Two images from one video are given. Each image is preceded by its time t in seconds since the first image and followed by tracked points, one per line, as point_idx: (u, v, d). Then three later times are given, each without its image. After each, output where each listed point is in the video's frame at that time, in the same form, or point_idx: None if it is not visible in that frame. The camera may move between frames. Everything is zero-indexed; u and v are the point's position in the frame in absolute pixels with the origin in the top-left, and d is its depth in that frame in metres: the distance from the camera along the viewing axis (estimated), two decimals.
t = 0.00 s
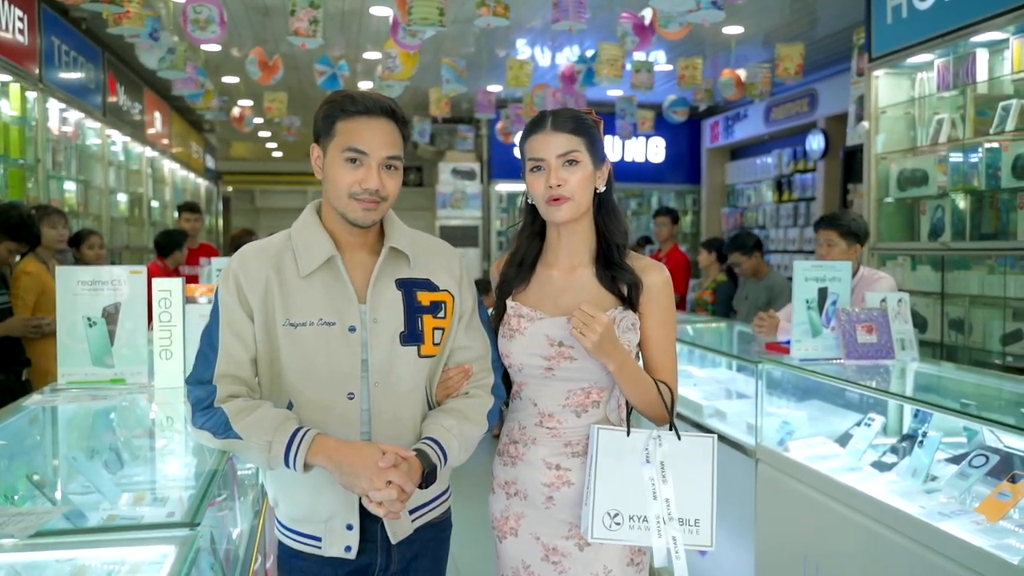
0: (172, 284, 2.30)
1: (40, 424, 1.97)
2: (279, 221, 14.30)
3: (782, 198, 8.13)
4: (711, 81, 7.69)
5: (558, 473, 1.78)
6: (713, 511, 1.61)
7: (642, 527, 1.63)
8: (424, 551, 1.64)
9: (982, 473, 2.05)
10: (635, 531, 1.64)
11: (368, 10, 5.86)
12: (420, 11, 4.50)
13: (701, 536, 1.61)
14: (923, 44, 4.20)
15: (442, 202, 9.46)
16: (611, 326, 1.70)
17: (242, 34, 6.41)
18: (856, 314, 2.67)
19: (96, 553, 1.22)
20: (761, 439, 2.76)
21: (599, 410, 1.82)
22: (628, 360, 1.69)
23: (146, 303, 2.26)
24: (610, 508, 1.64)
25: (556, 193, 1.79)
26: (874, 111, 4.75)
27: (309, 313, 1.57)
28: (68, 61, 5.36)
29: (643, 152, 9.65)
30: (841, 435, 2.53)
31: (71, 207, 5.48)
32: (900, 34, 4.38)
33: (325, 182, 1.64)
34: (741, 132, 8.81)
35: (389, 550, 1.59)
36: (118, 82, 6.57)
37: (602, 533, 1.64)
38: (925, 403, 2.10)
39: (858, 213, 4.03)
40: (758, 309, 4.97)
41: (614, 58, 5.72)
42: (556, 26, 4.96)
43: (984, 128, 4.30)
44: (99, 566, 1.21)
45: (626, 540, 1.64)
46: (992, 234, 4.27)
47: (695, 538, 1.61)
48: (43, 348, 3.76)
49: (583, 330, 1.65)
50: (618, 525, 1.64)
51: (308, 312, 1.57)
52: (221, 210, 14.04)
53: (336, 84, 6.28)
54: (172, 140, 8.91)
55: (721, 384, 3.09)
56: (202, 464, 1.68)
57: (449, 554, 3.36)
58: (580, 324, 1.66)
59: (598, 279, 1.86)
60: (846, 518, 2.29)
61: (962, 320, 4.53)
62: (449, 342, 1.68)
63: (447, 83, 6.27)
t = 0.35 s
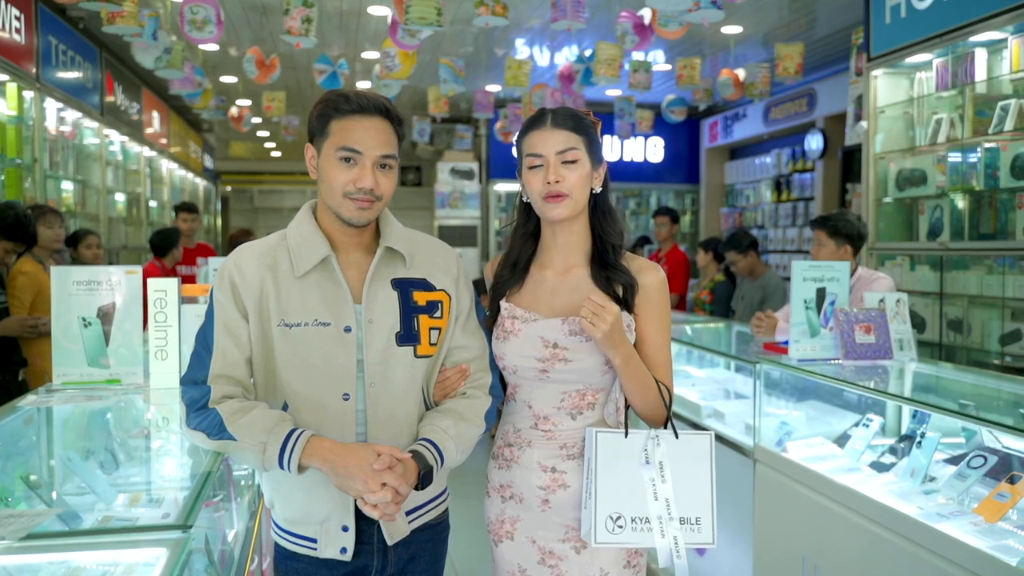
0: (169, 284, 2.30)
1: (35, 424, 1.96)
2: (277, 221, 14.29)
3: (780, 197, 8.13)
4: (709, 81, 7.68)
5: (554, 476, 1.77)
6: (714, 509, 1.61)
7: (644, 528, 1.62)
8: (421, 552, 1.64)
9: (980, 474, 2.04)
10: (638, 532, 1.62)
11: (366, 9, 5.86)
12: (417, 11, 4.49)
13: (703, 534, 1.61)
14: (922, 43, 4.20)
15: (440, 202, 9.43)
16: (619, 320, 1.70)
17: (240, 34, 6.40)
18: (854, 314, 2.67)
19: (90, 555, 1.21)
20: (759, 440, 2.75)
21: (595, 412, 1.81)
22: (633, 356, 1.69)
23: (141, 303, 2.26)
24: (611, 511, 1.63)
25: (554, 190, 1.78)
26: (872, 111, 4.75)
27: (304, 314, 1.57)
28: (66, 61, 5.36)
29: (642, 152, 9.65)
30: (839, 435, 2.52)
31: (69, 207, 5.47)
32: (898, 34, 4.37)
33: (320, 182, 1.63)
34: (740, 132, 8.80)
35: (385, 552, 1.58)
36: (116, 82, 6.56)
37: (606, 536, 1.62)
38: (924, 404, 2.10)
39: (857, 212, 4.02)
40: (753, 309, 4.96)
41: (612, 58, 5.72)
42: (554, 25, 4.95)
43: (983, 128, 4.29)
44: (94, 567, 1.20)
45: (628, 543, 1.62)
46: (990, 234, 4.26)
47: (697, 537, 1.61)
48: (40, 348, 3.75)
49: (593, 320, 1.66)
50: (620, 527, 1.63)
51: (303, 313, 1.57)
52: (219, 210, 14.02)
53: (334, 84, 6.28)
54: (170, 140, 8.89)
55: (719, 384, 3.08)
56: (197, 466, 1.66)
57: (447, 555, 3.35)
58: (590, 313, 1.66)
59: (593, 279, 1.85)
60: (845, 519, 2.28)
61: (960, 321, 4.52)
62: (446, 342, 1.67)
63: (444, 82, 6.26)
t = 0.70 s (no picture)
0: (166, 284, 2.27)
1: (32, 424, 1.95)
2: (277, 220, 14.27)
3: (780, 197, 8.13)
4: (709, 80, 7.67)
5: (549, 477, 1.76)
6: (707, 511, 1.61)
7: (636, 528, 1.62)
8: (420, 554, 1.62)
9: (981, 474, 2.04)
10: (630, 533, 1.62)
11: (365, 8, 5.85)
12: (417, 9, 4.47)
13: (695, 536, 1.61)
14: (922, 42, 4.19)
15: (439, 201, 9.40)
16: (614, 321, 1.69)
17: (239, 33, 6.39)
18: (855, 313, 2.66)
19: (86, 556, 1.20)
20: (759, 440, 2.74)
21: (589, 412, 1.81)
22: (628, 356, 1.68)
23: (138, 303, 2.24)
24: (602, 511, 1.62)
25: (546, 189, 1.77)
26: (872, 109, 4.73)
27: (302, 313, 1.55)
28: (64, 60, 5.34)
29: (641, 151, 9.64)
30: (840, 435, 2.52)
31: (67, 206, 5.46)
32: (899, 33, 4.36)
33: (318, 180, 1.62)
34: (740, 132, 8.79)
35: (383, 553, 1.57)
36: (114, 81, 6.55)
37: (597, 536, 1.62)
38: (925, 404, 2.09)
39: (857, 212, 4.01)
40: (752, 308, 4.96)
41: (611, 57, 5.71)
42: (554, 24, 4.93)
43: (983, 126, 4.28)
44: (89, 569, 1.19)
45: (620, 543, 1.62)
46: (991, 234, 4.25)
47: (689, 539, 1.61)
48: (38, 348, 3.74)
49: (589, 322, 1.64)
50: (611, 527, 1.62)
51: (301, 312, 1.55)
52: (219, 209, 14.00)
53: (334, 83, 6.26)
54: (169, 139, 8.87)
55: (719, 384, 3.07)
56: (194, 464, 1.66)
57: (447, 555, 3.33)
58: (587, 313, 1.64)
59: (585, 279, 1.84)
60: (845, 519, 2.27)
61: (961, 320, 4.51)
62: (445, 342, 1.66)
63: (444, 82, 6.24)
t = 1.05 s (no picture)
0: (163, 284, 2.26)
1: (29, 425, 1.94)
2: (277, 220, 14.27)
3: (780, 197, 8.12)
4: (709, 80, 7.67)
5: (545, 478, 1.76)
6: (704, 505, 1.61)
7: (633, 527, 1.61)
8: (415, 555, 1.62)
9: (980, 474, 2.03)
10: (627, 532, 1.62)
11: (364, 9, 5.84)
12: (418, 9, 4.47)
13: (693, 532, 1.61)
14: (921, 42, 4.18)
15: (439, 201, 9.39)
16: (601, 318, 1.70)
17: (238, 33, 6.39)
18: (853, 314, 2.66)
19: (82, 557, 1.20)
20: (757, 440, 2.74)
21: (583, 412, 1.81)
22: (617, 353, 1.69)
23: (136, 303, 2.23)
24: (599, 511, 1.62)
25: (528, 191, 1.77)
26: (872, 109, 4.72)
27: (297, 313, 1.55)
28: (64, 60, 5.34)
29: (641, 151, 9.63)
30: (838, 436, 2.51)
31: (66, 206, 5.46)
32: (898, 32, 4.36)
33: (315, 179, 1.62)
34: (740, 132, 8.79)
35: (378, 555, 1.56)
36: (114, 81, 6.54)
37: (594, 536, 1.61)
38: (922, 404, 2.09)
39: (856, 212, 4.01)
40: (750, 308, 4.96)
41: (610, 57, 5.71)
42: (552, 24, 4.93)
43: (983, 127, 4.28)
44: (85, 569, 1.18)
45: (617, 542, 1.62)
46: (990, 234, 4.25)
47: (687, 535, 1.61)
48: (37, 348, 3.73)
49: (573, 320, 1.64)
50: (608, 527, 1.62)
51: (296, 313, 1.55)
52: (218, 209, 14.00)
53: (333, 83, 6.26)
54: (169, 139, 8.88)
55: (717, 384, 3.06)
56: (191, 465, 1.65)
57: (445, 554, 3.33)
58: (570, 312, 1.65)
59: (573, 279, 1.84)
60: (843, 520, 2.27)
61: (960, 320, 4.51)
62: (440, 343, 1.66)
63: (443, 82, 6.25)
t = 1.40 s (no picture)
0: (162, 283, 2.25)
1: (27, 424, 1.94)
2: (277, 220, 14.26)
3: (780, 197, 8.11)
4: (710, 80, 7.66)
5: (544, 479, 1.76)
6: (699, 512, 1.59)
7: (626, 530, 1.61)
8: (412, 554, 1.62)
9: (981, 475, 2.02)
10: (620, 535, 1.61)
11: (365, 8, 5.84)
12: (418, 8, 4.46)
13: (687, 538, 1.60)
14: (922, 41, 4.17)
15: (439, 201, 9.37)
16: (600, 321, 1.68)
17: (239, 32, 6.38)
18: (854, 314, 2.65)
19: (80, 558, 1.18)
20: (757, 440, 2.73)
21: (582, 413, 1.80)
22: (616, 357, 1.67)
23: (133, 303, 2.22)
24: (592, 512, 1.62)
25: (532, 186, 1.76)
26: (873, 109, 4.71)
27: (293, 312, 1.55)
28: (63, 59, 5.33)
29: (641, 151, 9.62)
30: (839, 436, 2.51)
31: (66, 205, 5.46)
32: (900, 31, 4.34)
33: (312, 176, 1.61)
34: (740, 131, 8.77)
35: (375, 555, 1.56)
36: (114, 80, 6.53)
37: (586, 538, 1.61)
38: (924, 404, 2.08)
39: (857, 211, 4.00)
40: (751, 308, 4.95)
41: (611, 57, 5.70)
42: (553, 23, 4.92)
43: (984, 126, 4.27)
44: (83, 570, 1.17)
45: (610, 544, 1.61)
46: (991, 233, 4.24)
47: (680, 541, 1.60)
48: (36, 348, 3.72)
49: (574, 325, 1.62)
50: (601, 529, 1.62)
51: (293, 312, 1.55)
52: (219, 209, 14.00)
53: (334, 83, 6.24)
54: (169, 138, 8.87)
55: (718, 384, 3.05)
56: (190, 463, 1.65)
57: (444, 553, 3.32)
58: (570, 316, 1.63)
59: (573, 279, 1.84)
60: (843, 520, 2.26)
61: (961, 320, 4.50)
62: (438, 342, 1.66)
63: (444, 82, 6.24)
